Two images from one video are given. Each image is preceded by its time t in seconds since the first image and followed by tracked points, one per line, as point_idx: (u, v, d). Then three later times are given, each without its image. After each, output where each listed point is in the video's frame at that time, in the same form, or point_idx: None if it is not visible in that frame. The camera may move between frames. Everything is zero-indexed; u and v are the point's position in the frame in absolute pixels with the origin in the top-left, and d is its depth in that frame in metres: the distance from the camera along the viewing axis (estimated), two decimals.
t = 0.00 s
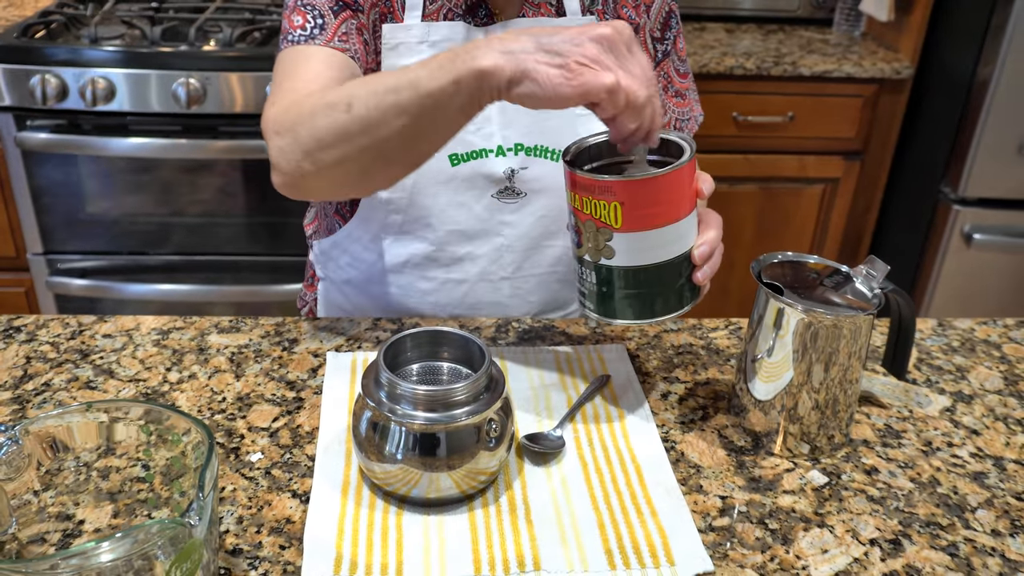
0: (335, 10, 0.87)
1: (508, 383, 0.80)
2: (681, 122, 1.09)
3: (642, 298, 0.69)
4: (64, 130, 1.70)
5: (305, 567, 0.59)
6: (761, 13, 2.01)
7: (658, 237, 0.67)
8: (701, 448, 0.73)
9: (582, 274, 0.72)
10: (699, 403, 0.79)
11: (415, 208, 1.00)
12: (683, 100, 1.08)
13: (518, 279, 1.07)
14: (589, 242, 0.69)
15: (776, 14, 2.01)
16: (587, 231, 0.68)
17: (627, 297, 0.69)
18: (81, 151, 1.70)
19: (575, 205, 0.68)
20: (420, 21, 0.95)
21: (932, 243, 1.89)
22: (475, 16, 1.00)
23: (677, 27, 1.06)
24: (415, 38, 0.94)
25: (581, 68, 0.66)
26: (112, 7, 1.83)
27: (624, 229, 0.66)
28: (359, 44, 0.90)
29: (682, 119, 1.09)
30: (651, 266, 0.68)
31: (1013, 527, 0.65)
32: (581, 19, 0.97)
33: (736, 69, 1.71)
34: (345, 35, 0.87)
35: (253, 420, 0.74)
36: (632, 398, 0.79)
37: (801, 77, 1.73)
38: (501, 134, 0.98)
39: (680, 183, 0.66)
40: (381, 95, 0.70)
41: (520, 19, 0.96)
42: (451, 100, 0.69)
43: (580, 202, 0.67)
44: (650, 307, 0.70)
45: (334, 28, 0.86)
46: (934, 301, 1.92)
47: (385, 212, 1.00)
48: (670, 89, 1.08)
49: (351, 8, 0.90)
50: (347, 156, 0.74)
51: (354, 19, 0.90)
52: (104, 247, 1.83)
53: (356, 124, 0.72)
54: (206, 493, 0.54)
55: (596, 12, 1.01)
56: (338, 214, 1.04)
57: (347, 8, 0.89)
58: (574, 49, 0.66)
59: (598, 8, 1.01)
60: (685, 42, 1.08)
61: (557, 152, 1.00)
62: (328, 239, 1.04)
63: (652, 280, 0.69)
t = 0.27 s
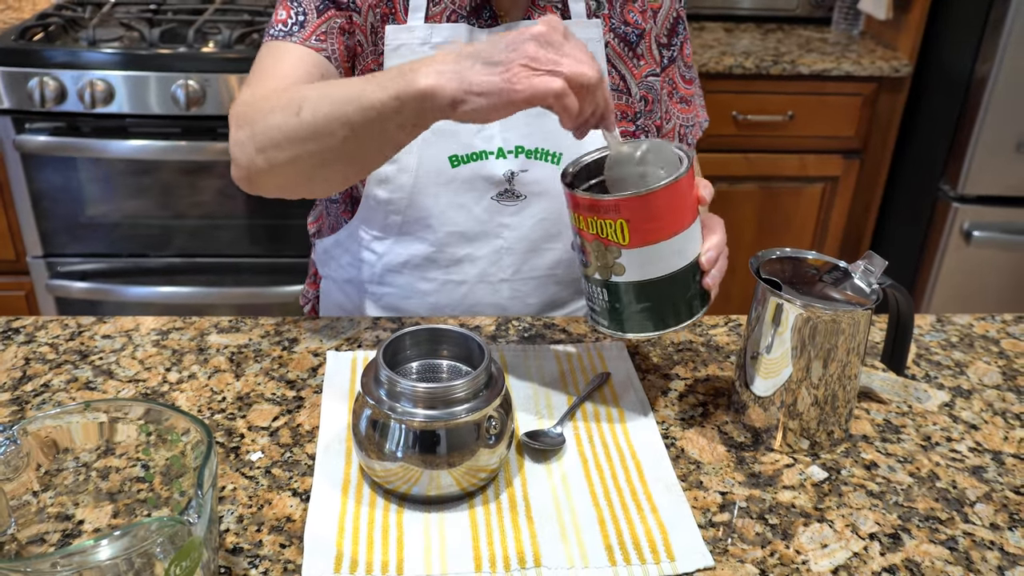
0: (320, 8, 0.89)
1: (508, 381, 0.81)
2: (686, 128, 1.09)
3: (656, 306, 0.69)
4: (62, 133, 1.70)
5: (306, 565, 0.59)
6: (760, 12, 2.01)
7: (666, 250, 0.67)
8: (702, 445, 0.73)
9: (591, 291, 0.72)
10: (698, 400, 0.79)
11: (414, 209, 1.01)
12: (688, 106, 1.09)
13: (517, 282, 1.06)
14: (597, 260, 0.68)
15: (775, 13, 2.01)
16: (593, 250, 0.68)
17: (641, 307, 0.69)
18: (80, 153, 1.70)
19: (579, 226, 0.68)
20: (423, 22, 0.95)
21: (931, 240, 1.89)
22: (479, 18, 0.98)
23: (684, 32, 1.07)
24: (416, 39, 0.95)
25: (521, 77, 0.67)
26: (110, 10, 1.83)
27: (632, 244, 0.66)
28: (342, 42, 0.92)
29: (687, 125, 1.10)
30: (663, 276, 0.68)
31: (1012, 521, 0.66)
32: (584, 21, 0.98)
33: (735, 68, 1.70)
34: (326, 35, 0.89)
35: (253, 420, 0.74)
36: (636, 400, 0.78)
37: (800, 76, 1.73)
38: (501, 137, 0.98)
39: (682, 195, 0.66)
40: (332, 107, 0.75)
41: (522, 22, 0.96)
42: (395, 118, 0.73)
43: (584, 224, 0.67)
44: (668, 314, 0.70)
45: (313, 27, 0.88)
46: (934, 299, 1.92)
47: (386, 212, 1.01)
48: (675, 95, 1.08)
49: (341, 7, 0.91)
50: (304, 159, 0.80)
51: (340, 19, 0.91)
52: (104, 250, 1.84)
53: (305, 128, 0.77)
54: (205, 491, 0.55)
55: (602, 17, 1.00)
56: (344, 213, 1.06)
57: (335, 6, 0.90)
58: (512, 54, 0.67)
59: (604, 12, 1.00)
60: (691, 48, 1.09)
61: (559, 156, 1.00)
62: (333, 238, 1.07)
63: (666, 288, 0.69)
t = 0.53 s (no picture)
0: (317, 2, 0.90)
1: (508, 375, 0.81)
2: (690, 125, 1.07)
3: (664, 298, 0.69)
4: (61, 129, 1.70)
5: (305, 561, 0.59)
6: (761, 6, 2.00)
7: (659, 241, 0.66)
8: (702, 439, 0.73)
9: (596, 292, 0.72)
10: (699, 394, 0.79)
11: (413, 205, 1.00)
12: (693, 103, 1.07)
13: (517, 278, 1.06)
14: (595, 261, 0.68)
15: (776, 6, 2.00)
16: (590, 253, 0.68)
17: (648, 301, 0.69)
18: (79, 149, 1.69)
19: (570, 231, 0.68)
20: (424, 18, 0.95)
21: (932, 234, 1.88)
22: (480, 14, 0.98)
23: (689, 30, 1.05)
24: (417, 35, 0.95)
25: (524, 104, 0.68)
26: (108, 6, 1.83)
27: (624, 240, 0.66)
28: (338, 38, 0.92)
29: (691, 122, 1.07)
30: (663, 267, 0.68)
31: (1014, 514, 0.65)
32: (588, 18, 0.97)
33: (735, 62, 1.69)
34: (320, 31, 0.90)
35: (253, 415, 0.74)
36: (638, 396, 0.78)
37: (800, 69, 1.72)
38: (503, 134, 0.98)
39: (661, 182, 0.65)
40: (327, 108, 0.76)
41: (525, 18, 0.96)
42: (387, 129, 0.74)
43: (574, 228, 0.67)
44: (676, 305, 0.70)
45: (308, 21, 0.89)
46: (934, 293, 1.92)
47: (387, 207, 1.01)
48: (680, 91, 1.07)
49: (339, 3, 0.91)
50: (283, 157, 0.80)
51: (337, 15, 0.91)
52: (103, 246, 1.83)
53: (296, 126, 0.77)
54: (204, 487, 0.54)
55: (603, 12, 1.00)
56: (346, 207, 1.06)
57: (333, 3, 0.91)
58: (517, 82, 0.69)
59: (607, 8, 1.00)
60: (695, 46, 1.07)
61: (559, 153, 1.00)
62: (335, 232, 1.07)
63: (669, 278, 0.69)
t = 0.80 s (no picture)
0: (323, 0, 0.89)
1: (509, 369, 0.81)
2: (694, 123, 1.07)
3: (677, 303, 0.69)
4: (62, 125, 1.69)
5: (307, 557, 0.58)
6: None
7: (666, 248, 0.66)
8: (705, 432, 0.73)
9: (606, 304, 0.71)
10: (701, 387, 0.79)
11: (416, 201, 1.00)
12: (697, 101, 1.07)
13: (520, 275, 1.05)
14: (603, 272, 0.68)
15: None
16: (599, 266, 0.68)
17: (661, 307, 0.69)
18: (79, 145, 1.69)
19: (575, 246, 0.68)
20: (428, 14, 0.94)
21: (935, 225, 1.88)
22: (485, 9, 0.97)
23: (694, 26, 1.04)
24: (422, 30, 0.94)
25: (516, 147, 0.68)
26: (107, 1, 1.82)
27: (630, 251, 0.65)
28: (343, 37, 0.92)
29: (695, 120, 1.07)
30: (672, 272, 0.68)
31: (1018, 507, 0.65)
32: (594, 13, 0.96)
33: (736, 53, 1.69)
34: (326, 31, 0.90)
35: (254, 410, 0.74)
36: (639, 390, 0.78)
37: (801, 60, 1.71)
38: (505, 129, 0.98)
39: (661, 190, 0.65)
40: (328, 124, 0.76)
41: (531, 15, 0.95)
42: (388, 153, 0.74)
43: (579, 243, 0.67)
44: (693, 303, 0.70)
45: (314, 21, 0.88)
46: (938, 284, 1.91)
47: (390, 203, 1.00)
48: (684, 89, 1.06)
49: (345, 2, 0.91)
50: (288, 171, 0.80)
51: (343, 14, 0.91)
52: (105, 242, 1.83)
53: (299, 142, 0.78)
54: (204, 482, 0.54)
55: (609, 10, 0.99)
56: (351, 201, 1.06)
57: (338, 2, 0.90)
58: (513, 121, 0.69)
59: (613, 5, 0.99)
60: (700, 43, 1.06)
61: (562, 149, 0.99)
62: (338, 227, 1.07)
63: (680, 282, 0.68)
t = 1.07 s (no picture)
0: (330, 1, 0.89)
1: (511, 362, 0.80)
2: (703, 118, 1.05)
3: (667, 313, 0.68)
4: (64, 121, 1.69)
5: (306, 551, 0.58)
6: None
7: (660, 257, 0.65)
8: (708, 425, 0.72)
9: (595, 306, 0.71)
10: (704, 380, 0.78)
11: (421, 193, 0.99)
12: (706, 96, 1.05)
13: (524, 269, 1.05)
14: (596, 277, 0.67)
15: None
16: (591, 270, 0.67)
17: (652, 316, 0.69)
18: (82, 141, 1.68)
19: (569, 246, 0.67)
20: (435, 7, 0.92)
21: (941, 218, 1.87)
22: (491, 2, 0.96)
23: (705, 21, 1.03)
24: (429, 24, 0.93)
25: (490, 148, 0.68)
26: None
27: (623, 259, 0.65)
28: (351, 37, 0.92)
29: (704, 115, 1.05)
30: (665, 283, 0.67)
31: None
32: (601, 6, 0.95)
33: (740, 46, 1.67)
34: (332, 31, 0.90)
35: (253, 404, 0.74)
36: (642, 381, 0.77)
37: (805, 53, 1.70)
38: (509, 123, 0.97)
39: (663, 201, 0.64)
40: (334, 135, 0.78)
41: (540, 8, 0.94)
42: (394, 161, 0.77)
43: (572, 245, 0.66)
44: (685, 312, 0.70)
45: (321, 22, 0.89)
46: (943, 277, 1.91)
47: (396, 196, 1.00)
48: (693, 84, 1.05)
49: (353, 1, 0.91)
50: (300, 175, 0.84)
51: (351, 13, 0.91)
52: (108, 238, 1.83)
53: (309, 151, 0.80)
54: (202, 476, 0.53)
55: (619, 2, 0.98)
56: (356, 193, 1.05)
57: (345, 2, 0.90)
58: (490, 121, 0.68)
59: None
60: (711, 38, 1.05)
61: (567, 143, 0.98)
62: (344, 219, 1.07)
63: (672, 292, 0.68)
